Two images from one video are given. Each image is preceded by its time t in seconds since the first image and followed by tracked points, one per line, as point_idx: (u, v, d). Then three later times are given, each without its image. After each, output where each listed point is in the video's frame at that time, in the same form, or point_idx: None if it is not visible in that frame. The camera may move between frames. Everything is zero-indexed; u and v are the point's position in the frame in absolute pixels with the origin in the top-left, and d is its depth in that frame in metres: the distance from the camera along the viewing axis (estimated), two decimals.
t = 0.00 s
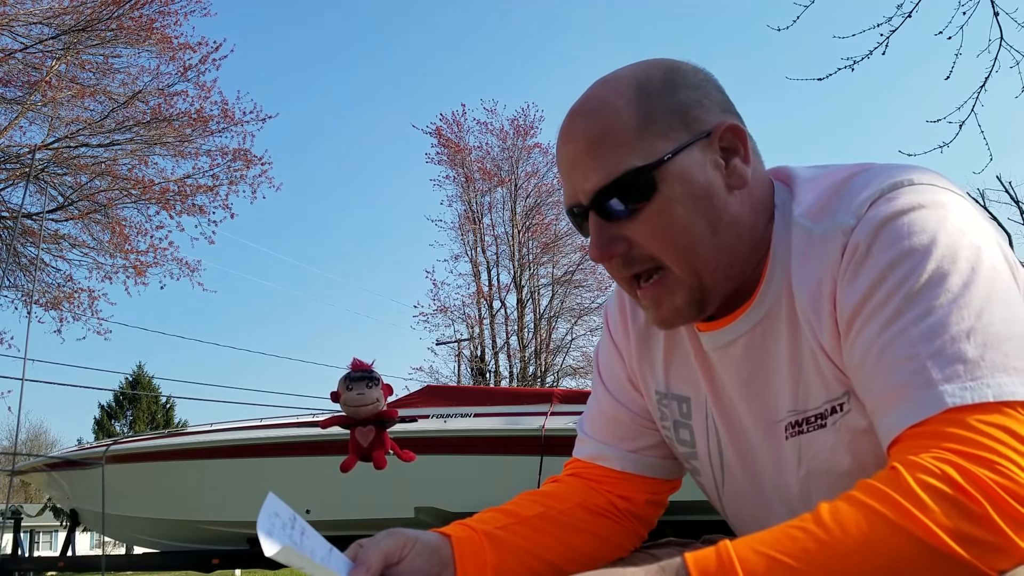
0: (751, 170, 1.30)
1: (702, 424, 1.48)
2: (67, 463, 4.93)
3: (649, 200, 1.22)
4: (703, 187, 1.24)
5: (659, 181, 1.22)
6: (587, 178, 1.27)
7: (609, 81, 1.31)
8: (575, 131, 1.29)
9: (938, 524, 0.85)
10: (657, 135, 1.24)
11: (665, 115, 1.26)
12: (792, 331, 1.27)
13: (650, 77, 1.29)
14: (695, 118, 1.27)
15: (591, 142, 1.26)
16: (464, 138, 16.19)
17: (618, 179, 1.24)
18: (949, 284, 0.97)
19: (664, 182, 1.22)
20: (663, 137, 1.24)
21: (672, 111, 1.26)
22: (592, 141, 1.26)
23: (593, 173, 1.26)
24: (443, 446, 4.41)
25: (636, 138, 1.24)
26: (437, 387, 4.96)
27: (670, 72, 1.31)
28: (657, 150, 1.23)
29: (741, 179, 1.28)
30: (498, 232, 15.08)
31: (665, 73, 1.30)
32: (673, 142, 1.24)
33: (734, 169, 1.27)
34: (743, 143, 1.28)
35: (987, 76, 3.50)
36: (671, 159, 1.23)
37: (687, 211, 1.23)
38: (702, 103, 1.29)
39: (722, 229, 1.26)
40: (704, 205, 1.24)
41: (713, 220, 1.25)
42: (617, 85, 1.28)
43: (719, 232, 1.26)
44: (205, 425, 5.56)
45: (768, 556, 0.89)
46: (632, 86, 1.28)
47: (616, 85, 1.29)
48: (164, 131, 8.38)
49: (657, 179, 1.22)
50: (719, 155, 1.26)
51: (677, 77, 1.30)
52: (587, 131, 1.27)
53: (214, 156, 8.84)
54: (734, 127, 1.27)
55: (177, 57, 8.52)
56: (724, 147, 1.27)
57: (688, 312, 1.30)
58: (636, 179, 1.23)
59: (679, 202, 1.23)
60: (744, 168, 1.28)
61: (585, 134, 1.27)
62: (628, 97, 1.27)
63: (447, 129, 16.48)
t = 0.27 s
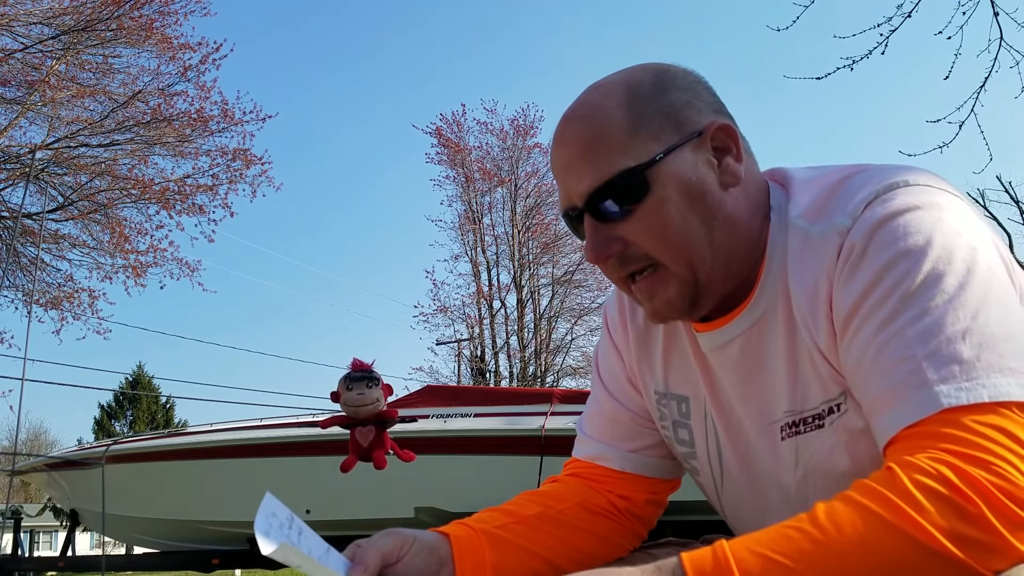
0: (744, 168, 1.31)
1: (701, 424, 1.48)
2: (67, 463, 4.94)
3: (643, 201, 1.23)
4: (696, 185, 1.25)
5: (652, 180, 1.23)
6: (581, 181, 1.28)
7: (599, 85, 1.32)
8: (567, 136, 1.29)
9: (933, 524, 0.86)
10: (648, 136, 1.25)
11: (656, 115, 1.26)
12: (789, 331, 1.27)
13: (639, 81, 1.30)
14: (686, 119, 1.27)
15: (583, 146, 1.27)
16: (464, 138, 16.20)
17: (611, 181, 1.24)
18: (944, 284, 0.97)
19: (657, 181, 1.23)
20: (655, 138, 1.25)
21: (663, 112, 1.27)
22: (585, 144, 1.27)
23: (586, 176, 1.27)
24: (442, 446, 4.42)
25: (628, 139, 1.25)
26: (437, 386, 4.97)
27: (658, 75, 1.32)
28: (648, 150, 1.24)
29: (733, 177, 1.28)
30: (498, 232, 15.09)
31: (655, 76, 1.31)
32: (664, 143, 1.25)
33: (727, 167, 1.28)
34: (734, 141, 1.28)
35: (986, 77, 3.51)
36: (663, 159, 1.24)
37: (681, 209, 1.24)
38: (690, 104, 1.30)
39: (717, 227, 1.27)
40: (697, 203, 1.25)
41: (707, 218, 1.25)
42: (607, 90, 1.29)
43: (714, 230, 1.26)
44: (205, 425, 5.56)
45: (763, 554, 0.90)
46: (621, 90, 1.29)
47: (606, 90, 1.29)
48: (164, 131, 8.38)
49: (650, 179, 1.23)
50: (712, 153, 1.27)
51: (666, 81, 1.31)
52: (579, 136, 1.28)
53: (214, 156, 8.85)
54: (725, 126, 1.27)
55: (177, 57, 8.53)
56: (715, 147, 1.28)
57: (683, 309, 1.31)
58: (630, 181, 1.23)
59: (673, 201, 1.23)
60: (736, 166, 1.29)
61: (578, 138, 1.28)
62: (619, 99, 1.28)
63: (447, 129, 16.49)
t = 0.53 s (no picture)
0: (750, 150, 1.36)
1: (702, 424, 1.48)
2: (67, 463, 4.94)
3: (665, 170, 1.25)
4: (713, 160, 1.28)
5: (672, 151, 1.26)
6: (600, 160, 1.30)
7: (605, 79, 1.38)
8: (577, 125, 1.33)
9: (935, 523, 0.86)
10: (661, 113, 1.29)
11: (664, 98, 1.32)
12: (792, 329, 1.27)
13: (641, 76, 1.37)
14: (693, 103, 1.33)
15: (598, 127, 1.31)
16: (464, 138, 16.19)
17: (633, 154, 1.27)
18: (946, 284, 0.97)
19: (677, 153, 1.26)
20: (668, 115, 1.29)
21: (670, 96, 1.33)
22: (600, 126, 1.31)
23: (604, 153, 1.30)
24: (442, 446, 4.41)
25: (642, 118, 1.29)
26: (437, 386, 4.97)
27: (656, 71, 1.38)
28: (663, 125, 1.28)
29: (742, 156, 1.33)
30: (498, 232, 15.09)
31: (655, 71, 1.38)
32: (678, 119, 1.29)
33: (735, 147, 1.33)
34: (737, 126, 1.35)
35: (988, 77, 3.50)
36: (679, 132, 1.27)
37: (704, 179, 1.26)
38: (692, 94, 1.36)
39: (737, 201, 1.28)
40: (717, 174, 1.27)
41: (727, 189, 1.27)
42: (612, 81, 1.35)
43: (734, 203, 1.28)
44: (204, 425, 5.56)
45: (765, 553, 0.89)
46: (625, 81, 1.35)
47: (611, 81, 1.35)
48: (164, 131, 8.38)
49: (669, 151, 1.26)
50: (719, 133, 1.32)
51: (666, 75, 1.38)
52: (589, 122, 1.32)
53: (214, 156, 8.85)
54: (726, 112, 1.34)
55: (177, 57, 8.52)
56: (721, 130, 1.33)
57: (716, 282, 1.29)
58: (651, 152, 1.26)
59: (694, 172, 1.25)
60: (742, 147, 1.34)
61: (592, 121, 1.31)
62: (628, 87, 1.34)
63: (447, 129, 16.49)
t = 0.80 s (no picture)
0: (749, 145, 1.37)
1: (702, 424, 1.47)
2: (67, 463, 4.93)
3: (674, 156, 1.25)
4: (717, 149, 1.28)
5: (679, 141, 1.26)
6: (606, 152, 1.30)
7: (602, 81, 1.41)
8: (578, 122, 1.34)
9: (938, 523, 0.85)
10: (662, 105, 1.31)
11: (663, 94, 1.33)
12: (795, 327, 1.26)
13: (636, 77, 1.39)
14: (692, 99, 1.35)
15: (601, 120, 1.32)
16: (464, 138, 16.19)
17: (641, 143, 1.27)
18: (950, 283, 0.97)
19: (683, 143, 1.26)
20: (670, 107, 1.31)
21: (668, 93, 1.35)
22: (603, 120, 1.32)
23: (609, 144, 1.30)
24: (442, 446, 4.41)
25: (644, 111, 1.30)
26: (437, 386, 4.96)
27: (651, 73, 1.41)
28: (666, 116, 1.29)
29: (744, 149, 1.34)
30: (498, 232, 15.09)
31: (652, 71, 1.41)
32: (679, 111, 1.31)
33: (735, 140, 1.34)
34: (734, 120, 1.37)
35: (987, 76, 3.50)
36: (683, 123, 1.28)
37: (712, 167, 1.25)
38: (689, 93, 1.38)
39: (743, 188, 1.28)
40: (723, 163, 1.27)
41: (734, 178, 1.27)
42: (610, 81, 1.37)
43: (741, 190, 1.28)
44: (205, 425, 5.55)
45: (768, 551, 0.89)
46: (623, 81, 1.37)
47: (609, 81, 1.37)
48: (164, 131, 8.38)
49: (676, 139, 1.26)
50: (721, 127, 1.34)
51: (662, 76, 1.40)
52: (591, 119, 1.33)
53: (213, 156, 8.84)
54: (723, 108, 1.36)
55: (177, 57, 8.52)
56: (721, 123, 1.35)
57: (734, 274, 1.26)
58: (657, 139, 1.26)
59: (701, 157, 1.26)
60: (743, 140, 1.35)
61: (595, 116, 1.32)
62: (627, 85, 1.36)
63: (447, 129, 16.49)
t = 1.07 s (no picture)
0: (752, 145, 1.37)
1: (702, 424, 1.48)
2: (67, 463, 4.94)
3: (678, 155, 1.25)
4: (720, 148, 1.29)
5: (682, 140, 1.26)
6: (610, 151, 1.31)
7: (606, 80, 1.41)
8: (582, 119, 1.34)
9: (939, 523, 0.85)
10: (666, 105, 1.31)
11: (667, 93, 1.34)
12: (795, 328, 1.26)
13: (640, 76, 1.39)
14: (696, 98, 1.35)
15: (605, 120, 1.32)
16: (464, 138, 16.19)
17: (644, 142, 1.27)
18: (950, 284, 0.97)
19: (687, 141, 1.26)
20: (674, 106, 1.31)
21: (672, 91, 1.35)
22: (607, 118, 1.32)
23: (613, 143, 1.31)
24: (442, 446, 4.41)
25: (648, 109, 1.31)
26: (437, 386, 4.96)
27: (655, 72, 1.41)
28: (670, 115, 1.29)
29: (747, 150, 1.34)
30: (498, 232, 15.09)
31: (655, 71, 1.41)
32: (683, 111, 1.31)
33: (738, 139, 1.34)
34: (737, 119, 1.37)
35: (987, 76, 3.51)
36: (687, 121, 1.29)
37: (715, 165, 1.25)
38: (692, 92, 1.38)
39: (746, 187, 1.28)
40: (726, 162, 1.27)
41: (737, 177, 1.27)
42: (614, 79, 1.37)
43: (744, 189, 1.28)
44: (205, 425, 5.55)
45: (768, 551, 0.89)
46: (627, 79, 1.37)
47: (613, 79, 1.37)
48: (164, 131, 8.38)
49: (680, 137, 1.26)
50: (723, 127, 1.34)
51: (665, 75, 1.40)
52: (595, 115, 1.33)
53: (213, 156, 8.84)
54: (726, 108, 1.37)
55: (177, 57, 8.52)
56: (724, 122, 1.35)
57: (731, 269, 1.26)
58: (661, 138, 1.26)
59: (705, 157, 1.25)
60: (745, 141, 1.36)
61: (599, 115, 1.32)
62: (631, 84, 1.36)
63: (447, 129, 16.49)
